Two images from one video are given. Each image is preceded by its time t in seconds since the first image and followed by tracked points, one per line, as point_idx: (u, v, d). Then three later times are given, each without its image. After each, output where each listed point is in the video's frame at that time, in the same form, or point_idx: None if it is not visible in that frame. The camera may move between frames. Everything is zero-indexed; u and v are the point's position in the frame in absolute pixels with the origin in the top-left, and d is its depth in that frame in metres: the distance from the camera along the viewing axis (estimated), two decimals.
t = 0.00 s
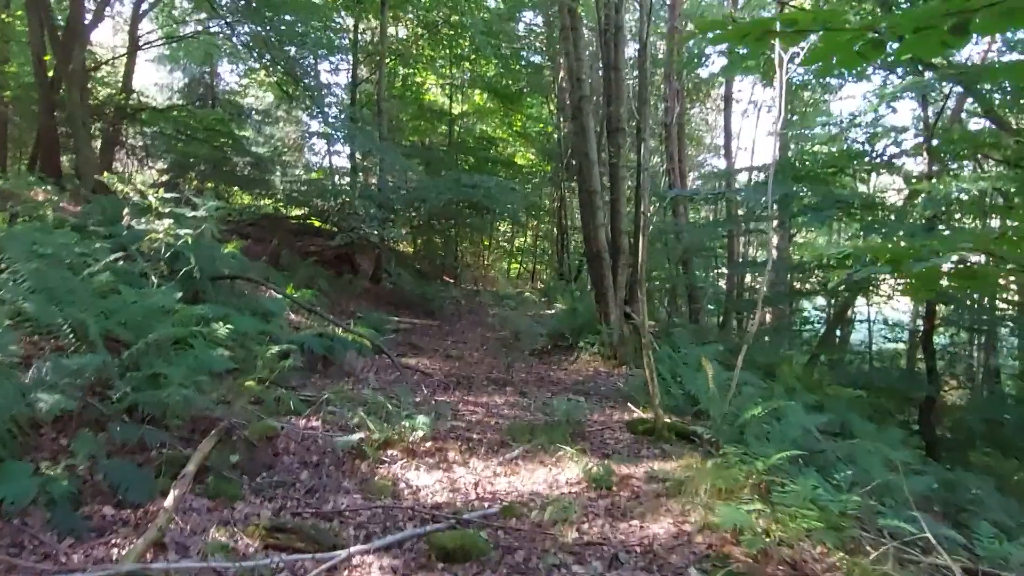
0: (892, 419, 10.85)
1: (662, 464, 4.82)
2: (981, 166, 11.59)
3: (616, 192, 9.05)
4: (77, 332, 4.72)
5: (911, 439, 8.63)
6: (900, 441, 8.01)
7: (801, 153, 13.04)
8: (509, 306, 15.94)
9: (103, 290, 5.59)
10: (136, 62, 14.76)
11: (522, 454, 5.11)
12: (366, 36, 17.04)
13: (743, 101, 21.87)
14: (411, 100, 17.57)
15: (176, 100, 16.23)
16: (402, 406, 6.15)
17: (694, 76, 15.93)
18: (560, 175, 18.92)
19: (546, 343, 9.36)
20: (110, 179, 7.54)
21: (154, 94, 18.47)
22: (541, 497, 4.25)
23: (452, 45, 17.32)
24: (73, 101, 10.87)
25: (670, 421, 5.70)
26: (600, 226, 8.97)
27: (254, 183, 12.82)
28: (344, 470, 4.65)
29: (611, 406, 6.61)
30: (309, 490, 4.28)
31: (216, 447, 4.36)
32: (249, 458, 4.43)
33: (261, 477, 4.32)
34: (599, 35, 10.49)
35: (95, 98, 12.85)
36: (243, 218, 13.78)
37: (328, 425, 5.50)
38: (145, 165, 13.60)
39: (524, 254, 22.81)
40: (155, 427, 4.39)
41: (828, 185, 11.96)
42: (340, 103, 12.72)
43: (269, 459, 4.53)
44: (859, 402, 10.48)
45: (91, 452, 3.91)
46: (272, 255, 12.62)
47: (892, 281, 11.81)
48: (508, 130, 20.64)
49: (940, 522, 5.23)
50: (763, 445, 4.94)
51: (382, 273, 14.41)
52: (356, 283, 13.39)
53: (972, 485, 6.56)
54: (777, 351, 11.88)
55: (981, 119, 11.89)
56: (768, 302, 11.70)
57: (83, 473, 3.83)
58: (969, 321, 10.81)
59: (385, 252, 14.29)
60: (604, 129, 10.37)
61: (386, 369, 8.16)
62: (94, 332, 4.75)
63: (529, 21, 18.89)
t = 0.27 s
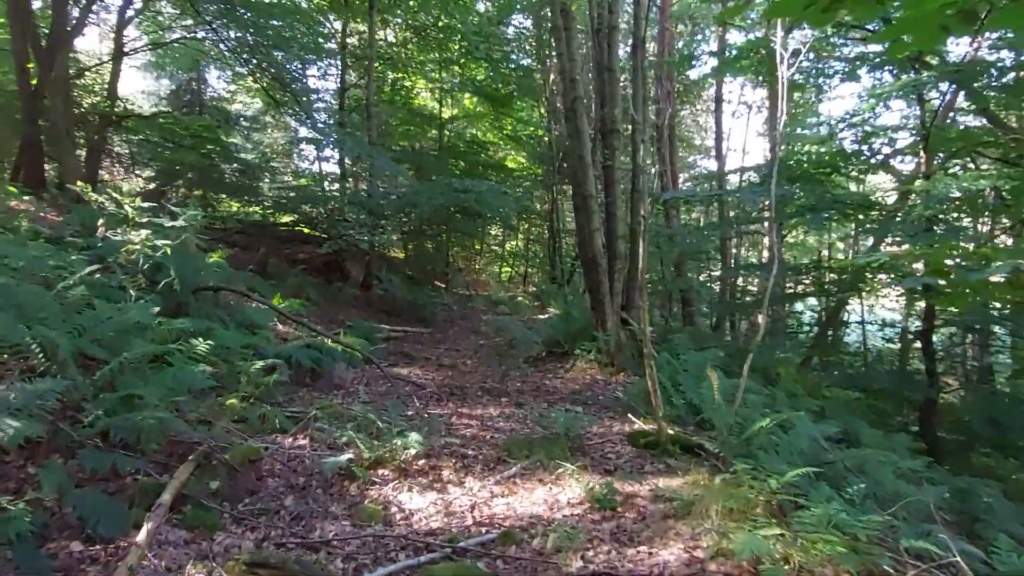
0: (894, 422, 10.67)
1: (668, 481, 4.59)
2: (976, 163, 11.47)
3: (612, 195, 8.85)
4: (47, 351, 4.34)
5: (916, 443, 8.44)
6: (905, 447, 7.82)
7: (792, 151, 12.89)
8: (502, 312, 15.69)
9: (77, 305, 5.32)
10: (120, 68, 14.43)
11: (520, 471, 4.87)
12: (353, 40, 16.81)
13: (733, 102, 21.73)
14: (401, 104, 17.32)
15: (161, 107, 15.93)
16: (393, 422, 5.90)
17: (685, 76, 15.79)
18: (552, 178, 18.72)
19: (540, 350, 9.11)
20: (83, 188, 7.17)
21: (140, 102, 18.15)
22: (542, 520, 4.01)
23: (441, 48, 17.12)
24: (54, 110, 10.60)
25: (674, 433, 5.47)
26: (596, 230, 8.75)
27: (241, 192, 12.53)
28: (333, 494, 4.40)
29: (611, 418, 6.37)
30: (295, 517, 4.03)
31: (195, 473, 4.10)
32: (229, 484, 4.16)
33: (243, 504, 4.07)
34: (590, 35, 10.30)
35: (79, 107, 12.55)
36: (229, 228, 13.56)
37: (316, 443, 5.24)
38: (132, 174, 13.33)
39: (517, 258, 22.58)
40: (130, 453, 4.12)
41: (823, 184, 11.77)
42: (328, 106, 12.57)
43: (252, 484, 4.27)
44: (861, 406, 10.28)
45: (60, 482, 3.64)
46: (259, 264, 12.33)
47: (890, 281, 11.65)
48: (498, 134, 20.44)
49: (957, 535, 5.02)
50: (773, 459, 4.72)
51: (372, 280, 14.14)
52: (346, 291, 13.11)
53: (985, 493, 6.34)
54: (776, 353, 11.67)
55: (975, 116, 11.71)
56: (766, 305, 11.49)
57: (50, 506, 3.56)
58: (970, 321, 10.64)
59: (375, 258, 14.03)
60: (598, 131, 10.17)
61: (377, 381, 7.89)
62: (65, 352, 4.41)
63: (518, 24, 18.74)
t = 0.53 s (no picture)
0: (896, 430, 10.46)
1: (671, 499, 4.35)
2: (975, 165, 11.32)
3: (608, 199, 8.62)
4: (7, 364, 3.95)
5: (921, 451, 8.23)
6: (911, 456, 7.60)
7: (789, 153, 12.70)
8: (496, 318, 15.43)
9: (46, 316, 5.03)
10: (107, 74, 14.09)
11: (515, 489, 4.62)
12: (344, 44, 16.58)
13: (727, 106, 21.59)
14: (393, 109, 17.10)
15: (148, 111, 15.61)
16: (382, 436, 5.63)
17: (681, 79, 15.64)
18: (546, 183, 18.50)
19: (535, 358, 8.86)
20: (55, 192, 6.84)
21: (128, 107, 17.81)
22: (538, 543, 3.76)
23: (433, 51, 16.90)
24: (37, 112, 10.14)
25: (675, 446, 5.23)
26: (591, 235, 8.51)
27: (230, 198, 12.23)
28: (316, 515, 4.14)
29: (609, 430, 6.13)
30: (275, 542, 3.77)
31: (166, 495, 3.83)
32: (205, 507, 3.89)
33: (219, 528, 3.80)
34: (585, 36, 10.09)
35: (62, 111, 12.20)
36: (215, 233, 13.20)
37: (300, 459, 4.97)
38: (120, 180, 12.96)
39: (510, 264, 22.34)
40: (97, 475, 3.84)
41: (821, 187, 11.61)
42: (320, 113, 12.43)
43: (229, 506, 4.01)
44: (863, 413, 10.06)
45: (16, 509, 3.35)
46: (246, 271, 12.04)
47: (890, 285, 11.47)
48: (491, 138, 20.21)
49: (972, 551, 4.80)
50: (780, 474, 4.49)
51: (364, 286, 13.87)
52: (336, 298, 12.83)
53: (997, 504, 6.12)
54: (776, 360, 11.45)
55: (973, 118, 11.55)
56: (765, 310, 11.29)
57: (5, 535, 3.28)
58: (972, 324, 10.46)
59: (366, 264, 13.75)
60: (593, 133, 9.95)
61: (366, 391, 7.62)
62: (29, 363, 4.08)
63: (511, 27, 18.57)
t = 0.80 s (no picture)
0: (901, 435, 10.19)
1: (675, 515, 4.06)
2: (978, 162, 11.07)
3: (604, 198, 8.34)
4: None
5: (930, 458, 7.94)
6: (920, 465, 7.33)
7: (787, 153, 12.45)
8: (490, 322, 15.12)
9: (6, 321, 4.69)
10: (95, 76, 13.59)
11: (508, 505, 4.31)
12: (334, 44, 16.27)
13: (722, 107, 21.35)
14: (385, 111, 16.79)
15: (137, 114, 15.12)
16: (367, 447, 5.32)
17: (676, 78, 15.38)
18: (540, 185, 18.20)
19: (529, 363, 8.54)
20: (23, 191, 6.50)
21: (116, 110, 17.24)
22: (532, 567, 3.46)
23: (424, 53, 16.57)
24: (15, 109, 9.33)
25: (679, 456, 4.93)
26: (588, 236, 8.22)
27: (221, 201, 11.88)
28: (291, 537, 3.81)
29: (608, 440, 5.83)
30: (246, 568, 3.45)
31: (127, 518, 3.51)
32: (170, 529, 3.58)
33: (184, 553, 3.49)
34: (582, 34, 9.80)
35: (45, 112, 11.80)
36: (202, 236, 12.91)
37: (279, 474, 4.66)
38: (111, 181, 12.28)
39: (504, 266, 22.04)
40: (49, 496, 3.50)
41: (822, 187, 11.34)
42: (311, 114, 12.18)
43: (197, 528, 3.69)
44: (868, 418, 9.78)
45: None
46: (233, 274, 11.71)
47: (892, 286, 11.22)
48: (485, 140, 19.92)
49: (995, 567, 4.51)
50: (791, 488, 4.20)
51: (354, 290, 13.55)
52: (326, 302, 12.51)
53: (1014, 514, 5.83)
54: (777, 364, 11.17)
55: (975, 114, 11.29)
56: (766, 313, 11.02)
57: None
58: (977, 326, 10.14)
59: (357, 267, 13.43)
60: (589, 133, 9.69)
61: (354, 399, 7.31)
62: None
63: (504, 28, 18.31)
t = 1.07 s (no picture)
0: (898, 440, 10.04)
1: (673, 535, 3.84)
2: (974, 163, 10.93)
3: (597, 200, 8.12)
4: None
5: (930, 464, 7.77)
6: (919, 472, 7.16)
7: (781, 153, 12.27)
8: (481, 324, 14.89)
9: None
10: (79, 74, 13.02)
11: (497, 525, 4.08)
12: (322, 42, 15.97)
13: (713, 107, 21.19)
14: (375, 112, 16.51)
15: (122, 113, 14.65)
16: (349, 459, 5.08)
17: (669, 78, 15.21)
18: (531, 186, 17.97)
19: (520, 369, 8.30)
20: None
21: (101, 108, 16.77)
22: None
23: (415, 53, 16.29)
24: None
25: (676, 469, 4.72)
26: (580, 238, 8.00)
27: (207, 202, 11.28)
28: (265, 562, 3.57)
29: (601, 451, 5.61)
30: None
31: (86, 546, 3.25)
32: (132, 556, 3.33)
33: None
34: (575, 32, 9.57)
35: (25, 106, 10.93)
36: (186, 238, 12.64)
37: (254, 490, 4.41)
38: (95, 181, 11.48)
39: (496, 267, 21.81)
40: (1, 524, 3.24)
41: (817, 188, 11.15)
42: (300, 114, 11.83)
43: (162, 555, 3.44)
44: (866, 422, 9.61)
45: None
46: (217, 277, 11.42)
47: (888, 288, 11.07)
48: (476, 140, 19.65)
49: None
50: (794, 505, 3.99)
51: (342, 292, 13.27)
52: (313, 305, 12.24)
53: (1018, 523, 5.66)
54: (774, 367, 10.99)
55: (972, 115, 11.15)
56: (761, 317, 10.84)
57: None
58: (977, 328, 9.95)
59: (346, 269, 13.16)
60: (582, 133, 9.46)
61: (338, 407, 7.07)
62: None
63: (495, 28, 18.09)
